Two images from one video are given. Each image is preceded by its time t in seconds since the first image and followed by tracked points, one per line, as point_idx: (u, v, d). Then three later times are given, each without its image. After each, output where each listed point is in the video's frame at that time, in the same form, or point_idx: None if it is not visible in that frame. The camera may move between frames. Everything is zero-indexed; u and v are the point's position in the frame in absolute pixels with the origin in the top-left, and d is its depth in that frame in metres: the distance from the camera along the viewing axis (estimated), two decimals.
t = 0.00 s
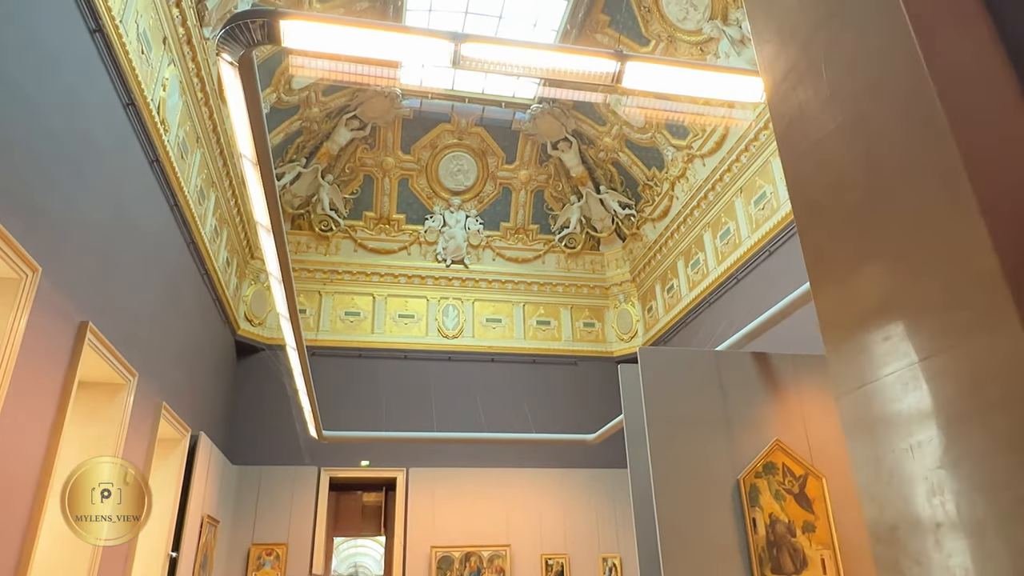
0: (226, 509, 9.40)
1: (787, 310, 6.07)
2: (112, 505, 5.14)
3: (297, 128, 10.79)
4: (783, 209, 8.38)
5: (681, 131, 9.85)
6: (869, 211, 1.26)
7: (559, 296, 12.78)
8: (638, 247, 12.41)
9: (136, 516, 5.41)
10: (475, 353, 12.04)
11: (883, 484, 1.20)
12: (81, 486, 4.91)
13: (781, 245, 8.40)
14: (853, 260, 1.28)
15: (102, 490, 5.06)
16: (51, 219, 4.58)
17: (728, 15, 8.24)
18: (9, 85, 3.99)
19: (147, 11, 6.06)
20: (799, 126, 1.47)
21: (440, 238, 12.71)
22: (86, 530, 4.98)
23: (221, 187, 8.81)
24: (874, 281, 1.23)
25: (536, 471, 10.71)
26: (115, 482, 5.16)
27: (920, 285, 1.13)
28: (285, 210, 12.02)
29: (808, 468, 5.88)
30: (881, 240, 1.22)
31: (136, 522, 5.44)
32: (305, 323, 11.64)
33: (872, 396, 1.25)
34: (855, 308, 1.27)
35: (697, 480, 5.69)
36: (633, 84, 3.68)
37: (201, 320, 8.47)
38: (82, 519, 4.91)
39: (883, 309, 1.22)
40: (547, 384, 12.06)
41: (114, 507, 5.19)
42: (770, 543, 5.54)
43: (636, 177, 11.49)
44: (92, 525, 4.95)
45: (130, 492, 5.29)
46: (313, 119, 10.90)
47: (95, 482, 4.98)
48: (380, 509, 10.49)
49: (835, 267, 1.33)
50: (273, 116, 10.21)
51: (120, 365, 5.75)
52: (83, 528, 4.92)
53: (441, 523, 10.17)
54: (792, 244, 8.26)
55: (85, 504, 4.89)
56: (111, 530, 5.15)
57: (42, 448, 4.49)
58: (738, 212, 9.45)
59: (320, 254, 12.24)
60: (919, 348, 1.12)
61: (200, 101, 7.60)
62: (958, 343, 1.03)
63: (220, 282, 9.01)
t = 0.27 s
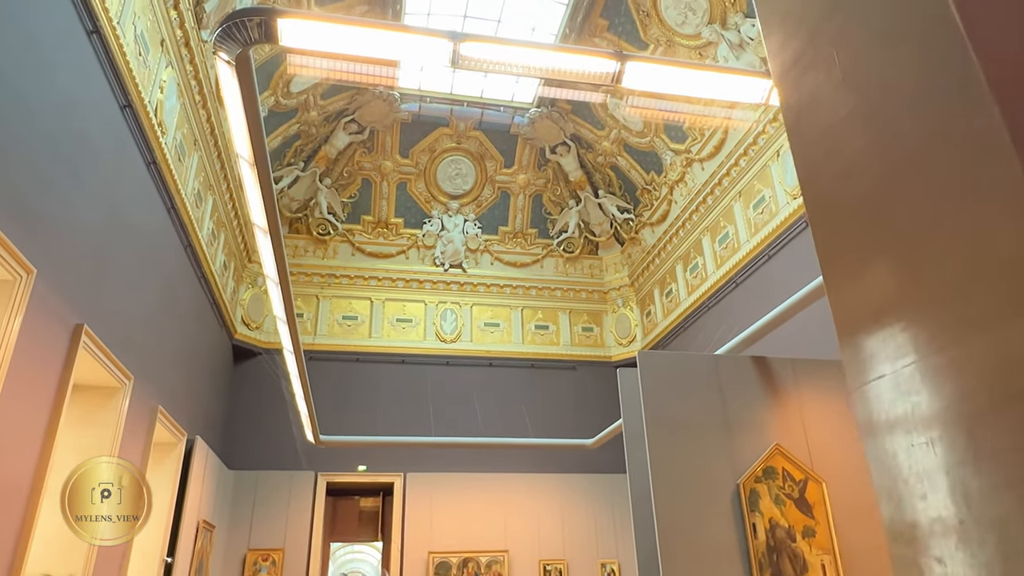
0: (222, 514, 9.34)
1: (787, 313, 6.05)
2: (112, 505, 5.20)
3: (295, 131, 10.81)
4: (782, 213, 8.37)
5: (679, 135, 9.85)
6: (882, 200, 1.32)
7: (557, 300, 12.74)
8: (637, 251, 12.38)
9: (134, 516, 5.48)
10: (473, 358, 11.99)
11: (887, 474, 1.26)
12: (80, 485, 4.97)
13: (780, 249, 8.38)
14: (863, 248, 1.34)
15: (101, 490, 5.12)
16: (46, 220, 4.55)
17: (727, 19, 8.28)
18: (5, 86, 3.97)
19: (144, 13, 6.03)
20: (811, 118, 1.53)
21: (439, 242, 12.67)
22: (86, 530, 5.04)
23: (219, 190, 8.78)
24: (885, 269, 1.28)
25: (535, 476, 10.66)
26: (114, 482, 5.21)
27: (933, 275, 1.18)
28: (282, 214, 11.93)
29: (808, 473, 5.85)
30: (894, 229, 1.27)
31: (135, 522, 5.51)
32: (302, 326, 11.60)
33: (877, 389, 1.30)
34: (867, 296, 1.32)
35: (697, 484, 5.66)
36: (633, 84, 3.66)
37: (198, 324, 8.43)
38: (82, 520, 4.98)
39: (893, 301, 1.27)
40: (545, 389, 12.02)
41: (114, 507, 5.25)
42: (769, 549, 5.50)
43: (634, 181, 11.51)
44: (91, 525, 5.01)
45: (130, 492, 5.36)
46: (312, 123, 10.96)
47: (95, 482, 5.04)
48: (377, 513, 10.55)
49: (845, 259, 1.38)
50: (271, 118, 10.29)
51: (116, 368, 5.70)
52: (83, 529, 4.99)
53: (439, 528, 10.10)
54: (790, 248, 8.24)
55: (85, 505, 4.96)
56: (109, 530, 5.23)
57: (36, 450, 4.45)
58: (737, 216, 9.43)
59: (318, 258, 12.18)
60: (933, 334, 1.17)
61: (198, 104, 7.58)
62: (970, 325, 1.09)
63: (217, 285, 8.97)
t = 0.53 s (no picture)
0: (223, 520, 9.30)
1: (792, 316, 6.01)
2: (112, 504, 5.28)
3: (297, 136, 10.84)
4: (784, 217, 8.34)
5: (681, 139, 9.86)
6: (895, 197, 1.21)
7: (559, 305, 12.70)
8: (639, 256, 12.34)
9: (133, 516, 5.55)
10: (475, 363, 11.95)
11: (903, 482, 1.15)
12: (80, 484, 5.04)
13: (782, 253, 8.34)
14: (876, 252, 1.23)
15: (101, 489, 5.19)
16: (46, 223, 4.53)
17: (729, 23, 8.35)
18: (4, 88, 3.95)
19: (145, 17, 6.03)
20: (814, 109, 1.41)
21: (440, 247, 12.63)
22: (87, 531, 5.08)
23: (219, 195, 8.76)
24: (903, 271, 1.17)
25: (537, 482, 10.60)
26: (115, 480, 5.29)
27: (960, 270, 1.07)
28: (284, 219, 11.93)
29: (812, 478, 5.79)
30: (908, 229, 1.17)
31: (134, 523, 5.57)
32: (303, 332, 11.57)
33: (889, 386, 1.20)
34: (882, 304, 1.21)
35: (701, 490, 5.60)
36: (634, 84, 3.63)
37: (199, 329, 8.39)
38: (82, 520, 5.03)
39: (905, 301, 1.17)
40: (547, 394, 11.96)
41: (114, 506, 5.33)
42: (774, 555, 5.45)
43: (635, 186, 11.51)
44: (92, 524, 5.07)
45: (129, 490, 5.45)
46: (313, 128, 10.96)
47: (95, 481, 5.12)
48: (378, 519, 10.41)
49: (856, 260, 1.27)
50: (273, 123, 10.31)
51: (115, 373, 5.67)
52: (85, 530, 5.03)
53: (440, 535, 10.04)
54: (793, 252, 8.20)
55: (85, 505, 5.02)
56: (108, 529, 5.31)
57: (35, 455, 4.42)
58: (740, 221, 9.40)
59: (320, 263, 12.18)
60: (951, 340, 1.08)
61: (199, 108, 7.57)
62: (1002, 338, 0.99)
63: (218, 290, 8.94)
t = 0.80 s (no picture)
0: (218, 525, 9.22)
1: (791, 319, 5.96)
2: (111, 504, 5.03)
3: (295, 140, 10.81)
4: (782, 221, 8.32)
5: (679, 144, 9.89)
6: (893, 183, 1.05)
7: (557, 309, 12.67)
8: (637, 261, 12.31)
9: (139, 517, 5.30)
10: (472, 368, 11.90)
11: (918, 508, 0.96)
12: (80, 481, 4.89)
13: (780, 258, 8.32)
14: (873, 246, 1.07)
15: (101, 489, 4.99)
16: (39, 224, 4.48)
17: (726, 28, 8.33)
18: None
19: (142, 19, 6.01)
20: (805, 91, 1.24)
21: (438, 251, 12.59)
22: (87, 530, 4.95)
23: (217, 199, 8.73)
24: (901, 267, 1.02)
25: (534, 487, 10.54)
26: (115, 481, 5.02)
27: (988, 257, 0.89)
28: (281, 223, 11.89)
29: (811, 483, 5.76)
30: (907, 221, 1.01)
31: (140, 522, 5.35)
32: (300, 336, 11.51)
33: (899, 395, 1.01)
34: (875, 306, 1.06)
35: (700, 496, 5.56)
36: (632, 85, 3.61)
37: (194, 333, 8.33)
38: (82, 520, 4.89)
39: (919, 298, 0.99)
40: (545, 399, 11.91)
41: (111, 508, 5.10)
42: (773, 561, 5.40)
43: (634, 191, 11.60)
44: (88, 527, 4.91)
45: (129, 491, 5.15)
46: (310, 132, 10.95)
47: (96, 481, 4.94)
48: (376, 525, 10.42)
49: (853, 254, 1.11)
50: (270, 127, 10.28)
51: (109, 376, 5.62)
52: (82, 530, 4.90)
53: (437, 541, 9.96)
54: (791, 257, 8.18)
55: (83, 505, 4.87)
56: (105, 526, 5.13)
57: (25, 459, 4.35)
58: (737, 226, 9.38)
59: (316, 268, 12.12)
60: (948, 340, 0.93)
61: (196, 112, 7.55)
62: (1013, 334, 0.84)
63: (214, 294, 8.90)
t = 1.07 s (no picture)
0: (206, 524, 9.15)
1: (782, 318, 5.98)
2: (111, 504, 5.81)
3: (285, 136, 10.74)
4: (773, 221, 8.33)
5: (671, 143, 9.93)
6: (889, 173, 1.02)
7: (548, 308, 12.65)
8: (628, 260, 12.31)
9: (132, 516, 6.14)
10: (463, 366, 11.86)
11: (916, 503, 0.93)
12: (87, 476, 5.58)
13: (772, 258, 8.33)
14: (871, 235, 1.04)
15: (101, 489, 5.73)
16: (25, 217, 4.42)
17: (719, 28, 8.31)
18: None
19: (130, 12, 5.94)
20: (800, 89, 1.23)
21: (429, 250, 12.54)
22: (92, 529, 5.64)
23: (205, 194, 8.65)
24: (899, 257, 0.98)
25: (524, 486, 10.52)
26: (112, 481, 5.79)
27: (990, 241, 0.85)
28: (271, 219, 11.80)
29: (801, 482, 5.77)
30: (897, 216, 0.99)
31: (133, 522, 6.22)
32: (290, 334, 11.43)
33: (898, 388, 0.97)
34: (873, 298, 1.03)
35: (690, 495, 5.55)
36: (623, 79, 3.59)
37: (182, 329, 8.25)
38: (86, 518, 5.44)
39: (920, 286, 0.95)
40: (536, 398, 11.88)
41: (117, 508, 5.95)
42: (762, 560, 5.40)
43: (626, 190, 11.60)
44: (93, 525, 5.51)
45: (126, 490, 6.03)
46: (301, 128, 10.87)
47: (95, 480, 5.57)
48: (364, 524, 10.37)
49: (852, 246, 1.07)
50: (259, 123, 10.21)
51: (94, 372, 5.55)
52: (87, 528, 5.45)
53: (426, 540, 9.92)
54: (782, 256, 8.19)
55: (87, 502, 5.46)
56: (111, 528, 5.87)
57: (6, 457, 4.27)
58: (729, 225, 9.38)
59: (307, 265, 12.05)
60: (939, 332, 0.91)
61: (185, 106, 7.47)
62: (1005, 326, 0.82)
63: (202, 291, 8.82)
